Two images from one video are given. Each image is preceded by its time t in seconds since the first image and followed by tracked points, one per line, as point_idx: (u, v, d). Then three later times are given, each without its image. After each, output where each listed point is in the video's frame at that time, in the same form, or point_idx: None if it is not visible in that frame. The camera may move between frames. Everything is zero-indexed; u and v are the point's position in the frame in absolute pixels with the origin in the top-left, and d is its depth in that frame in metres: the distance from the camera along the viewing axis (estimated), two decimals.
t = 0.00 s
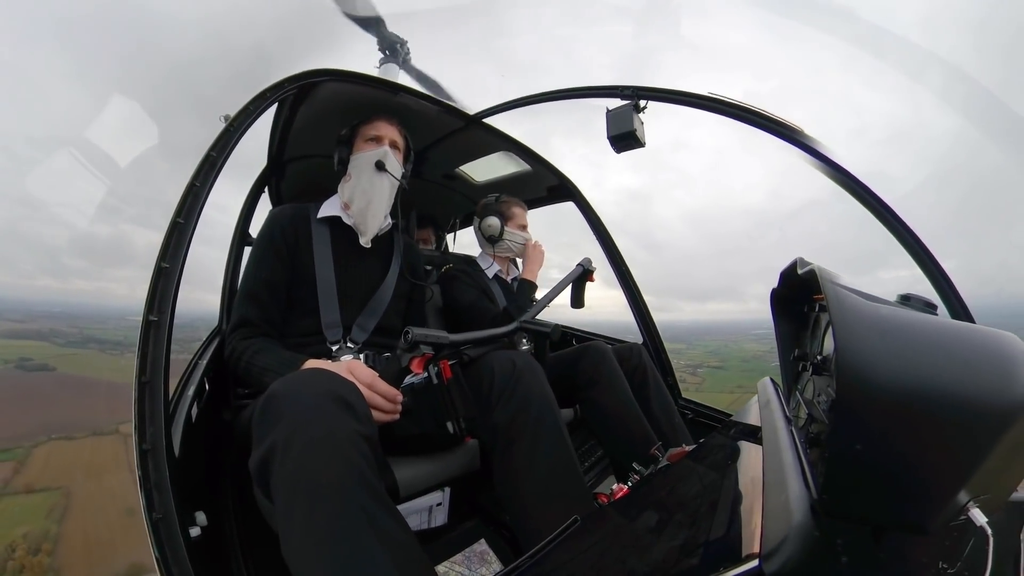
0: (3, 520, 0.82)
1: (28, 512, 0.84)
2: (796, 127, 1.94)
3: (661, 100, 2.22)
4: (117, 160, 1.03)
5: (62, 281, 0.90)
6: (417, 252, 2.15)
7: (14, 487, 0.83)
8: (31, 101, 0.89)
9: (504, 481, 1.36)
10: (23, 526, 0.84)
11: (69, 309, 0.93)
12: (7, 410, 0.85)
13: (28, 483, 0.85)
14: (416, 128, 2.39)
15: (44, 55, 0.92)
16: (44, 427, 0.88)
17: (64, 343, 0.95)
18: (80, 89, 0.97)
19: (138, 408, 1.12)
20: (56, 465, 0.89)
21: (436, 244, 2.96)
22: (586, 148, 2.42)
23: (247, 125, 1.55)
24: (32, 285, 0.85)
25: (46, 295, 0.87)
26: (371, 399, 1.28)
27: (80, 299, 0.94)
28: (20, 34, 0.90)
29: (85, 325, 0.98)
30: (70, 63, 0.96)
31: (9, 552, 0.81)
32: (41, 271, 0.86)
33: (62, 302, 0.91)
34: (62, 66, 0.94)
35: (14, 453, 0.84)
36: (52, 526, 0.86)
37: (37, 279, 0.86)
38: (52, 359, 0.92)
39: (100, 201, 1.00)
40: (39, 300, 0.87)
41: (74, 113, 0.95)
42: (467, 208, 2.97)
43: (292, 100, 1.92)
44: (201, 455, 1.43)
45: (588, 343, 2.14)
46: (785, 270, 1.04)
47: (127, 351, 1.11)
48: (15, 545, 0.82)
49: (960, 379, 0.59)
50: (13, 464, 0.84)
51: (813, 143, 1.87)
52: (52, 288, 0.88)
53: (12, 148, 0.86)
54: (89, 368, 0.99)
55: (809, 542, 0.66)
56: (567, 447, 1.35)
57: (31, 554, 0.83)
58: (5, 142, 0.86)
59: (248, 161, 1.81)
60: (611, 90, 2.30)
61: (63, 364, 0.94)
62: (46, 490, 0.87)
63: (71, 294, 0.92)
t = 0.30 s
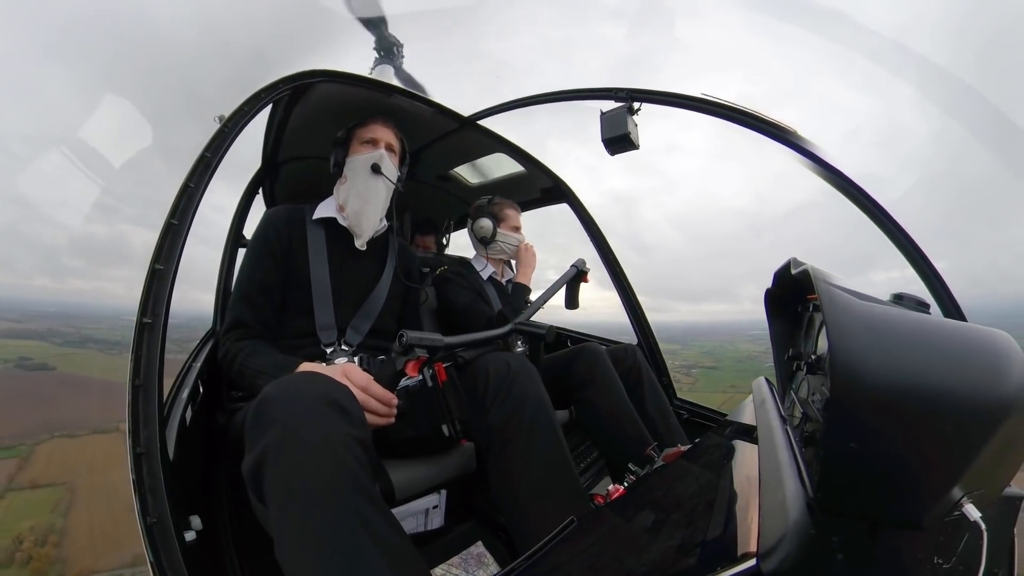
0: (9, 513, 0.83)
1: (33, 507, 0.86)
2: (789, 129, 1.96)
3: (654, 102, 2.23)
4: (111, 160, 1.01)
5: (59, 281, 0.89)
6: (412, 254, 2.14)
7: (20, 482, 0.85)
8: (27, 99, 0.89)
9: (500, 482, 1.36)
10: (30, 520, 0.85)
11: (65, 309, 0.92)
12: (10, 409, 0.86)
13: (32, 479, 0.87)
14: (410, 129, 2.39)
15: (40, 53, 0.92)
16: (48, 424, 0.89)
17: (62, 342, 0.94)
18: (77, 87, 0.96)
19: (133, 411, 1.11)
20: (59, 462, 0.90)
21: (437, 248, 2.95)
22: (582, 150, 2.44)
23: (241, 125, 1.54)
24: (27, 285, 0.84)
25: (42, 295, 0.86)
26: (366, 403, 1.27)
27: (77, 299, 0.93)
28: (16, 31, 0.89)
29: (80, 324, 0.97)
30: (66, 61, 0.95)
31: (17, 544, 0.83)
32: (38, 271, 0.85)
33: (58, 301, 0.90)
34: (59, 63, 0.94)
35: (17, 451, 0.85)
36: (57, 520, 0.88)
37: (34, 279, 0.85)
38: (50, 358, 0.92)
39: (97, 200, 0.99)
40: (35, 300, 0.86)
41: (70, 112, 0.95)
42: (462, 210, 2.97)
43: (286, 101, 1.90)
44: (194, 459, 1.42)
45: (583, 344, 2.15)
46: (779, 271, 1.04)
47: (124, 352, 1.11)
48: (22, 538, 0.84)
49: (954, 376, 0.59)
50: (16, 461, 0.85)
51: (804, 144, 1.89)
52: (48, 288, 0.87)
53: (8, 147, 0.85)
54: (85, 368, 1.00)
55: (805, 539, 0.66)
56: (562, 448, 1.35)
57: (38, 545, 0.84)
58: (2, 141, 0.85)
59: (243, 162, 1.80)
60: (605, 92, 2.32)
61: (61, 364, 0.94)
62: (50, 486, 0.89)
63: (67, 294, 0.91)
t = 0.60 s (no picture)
0: (16, 506, 0.86)
1: (39, 500, 0.88)
2: (786, 133, 1.96)
3: (651, 105, 2.24)
4: (112, 160, 1.02)
5: (58, 278, 0.88)
6: (411, 257, 2.14)
7: (26, 476, 0.87)
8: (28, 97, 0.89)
9: (498, 485, 1.35)
10: (36, 512, 0.88)
11: (64, 308, 0.91)
12: (11, 406, 0.87)
13: (38, 473, 0.88)
14: (409, 132, 2.39)
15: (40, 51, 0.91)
16: (49, 421, 0.90)
17: (61, 340, 0.94)
18: (78, 85, 0.96)
19: (128, 412, 1.10)
20: (62, 457, 0.91)
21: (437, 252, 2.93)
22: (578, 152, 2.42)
23: (241, 126, 1.54)
24: (25, 282, 0.84)
25: (39, 292, 0.86)
26: (364, 405, 1.27)
27: (75, 297, 0.92)
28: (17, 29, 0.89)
29: (78, 322, 0.97)
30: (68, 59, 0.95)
31: (25, 535, 0.85)
32: (36, 268, 0.85)
33: (55, 300, 0.89)
34: (62, 62, 0.94)
35: (21, 445, 0.87)
36: (63, 512, 0.90)
37: (32, 276, 0.85)
38: (51, 356, 0.92)
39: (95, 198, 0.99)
40: (32, 297, 0.86)
41: (70, 110, 0.95)
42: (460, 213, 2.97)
43: (285, 102, 1.90)
44: (190, 461, 1.41)
45: (580, 348, 2.14)
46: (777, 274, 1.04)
47: (119, 349, 1.10)
48: (30, 528, 0.86)
49: (951, 379, 0.59)
50: (21, 456, 0.87)
51: (800, 147, 1.90)
52: (46, 286, 0.87)
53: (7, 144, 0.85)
54: (83, 366, 0.99)
55: (802, 542, 0.66)
56: (560, 451, 1.35)
57: (46, 535, 0.87)
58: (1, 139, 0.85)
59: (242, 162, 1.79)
60: (603, 96, 2.33)
61: (62, 362, 0.94)
62: (55, 480, 0.90)
63: (66, 292, 0.90)
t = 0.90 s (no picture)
0: (20, 502, 0.84)
1: (42, 493, 0.86)
2: (788, 140, 1.97)
3: (655, 112, 2.25)
4: (114, 153, 1.03)
5: (54, 275, 0.88)
6: (411, 259, 2.14)
7: (30, 470, 0.85)
8: (29, 93, 0.89)
9: (494, 489, 1.35)
10: (40, 506, 0.86)
11: (61, 305, 0.91)
12: (9, 406, 0.84)
13: (42, 467, 0.87)
14: (412, 134, 2.40)
15: (45, 48, 0.92)
16: (53, 418, 0.89)
17: (60, 337, 0.93)
18: (80, 83, 0.96)
19: (125, 407, 1.10)
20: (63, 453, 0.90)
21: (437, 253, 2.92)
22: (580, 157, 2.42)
23: (244, 124, 1.55)
24: (22, 280, 0.84)
25: (35, 290, 0.85)
26: (359, 406, 1.26)
27: (71, 295, 0.92)
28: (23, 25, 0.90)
29: (76, 319, 0.96)
30: (71, 57, 0.95)
31: (31, 526, 0.84)
32: (31, 265, 0.85)
33: (50, 297, 0.88)
34: (64, 59, 0.94)
35: (27, 442, 0.85)
36: (67, 504, 0.89)
37: (29, 273, 0.84)
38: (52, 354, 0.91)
39: (92, 195, 0.99)
40: (29, 295, 0.85)
41: (70, 107, 0.95)
42: (461, 216, 2.97)
43: (289, 102, 1.91)
44: (186, 458, 1.41)
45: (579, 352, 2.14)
46: (777, 281, 1.04)
47: (116, 346, 1.10)
48: (36, 521, 0.84)
49: (948, 387, 0.59)
50: (24, 453, 0.85)
51: (801, 155, 1.91)
52: (44, 283, 0.87)
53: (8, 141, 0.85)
54: (80, 363, 0.98)
55: (799, 550, 0.66)
56: (556, 455, 1.34)
57: (52, 526, 0.85)
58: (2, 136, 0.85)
59: (244, 161, 1.79)
60: (606, 101, 2.33)
61: (60, 359, 0.93)
62: (59, 474, 0.89)
63: (63, 289, 0.90)
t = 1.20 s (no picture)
0: (27, 497, 0.85)
1: (49, 488, 0.88)
2: (787, 144, 1.98)
3: (656, 114, 2.24)
4: (113, 153, 1.03)
5: (51, 275, 0.87)
6: (409, 259, 2.14)
7: (36, 466, 0.87)
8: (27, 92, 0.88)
9: (491, 490, 1.35)
10: (47, 499, 0.88)
11: (59, 304, 0.90)
12: (10, 406, 0.85)
13: (46, 463, 0.88)
14: (412, 134, 2.40)
15: (44, 47, 0.92)
16: (54, 417, 0.90)
17: (57, 337, 0.91)
18: (79, 82, 0.96)
19: (121, 406, 1.10)
20: (61, 451, 0.91)
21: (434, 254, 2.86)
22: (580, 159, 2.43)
23: (243, 124, 1.55)
24: (20, 279, 0.83)
25: (33, 289, 0.85)
26: (355, 406, 1.26)
27: (68, 294, 0.91)
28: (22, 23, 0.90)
29: (72, 317, 0.95)
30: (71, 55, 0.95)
31: (39, 519, 0.86)
32: (27, 265, 0.84)
33: (49, 296, 0.88)
34: (63, 58, 0.94)
35: (30, 439, 0.86)
36: (72, 498, 0.92)
37: (26, 272, 0.84)
38: (49, 353, 0.90)
39: (90, 195, 0.98)
40: (24, 294, 0.84)
41: (66, 104, 0.94)
42: (460, 217, 2.98)
43: (290, 101, 1.91)
44: (183, 458, 1.41)
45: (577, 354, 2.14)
46: (776, 284, 1.05)
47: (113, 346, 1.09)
48: (44, 514, 0.86)
49: (944, 390, 0.59)
50: (29, 450, 0.86)
51: (799, 157, 1.92)
52: (41, 282, 0.86)
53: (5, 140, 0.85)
54: (77, 362, 0.97)
55: (796, 552, 0.66)
56: (553, 457, 1.34)
57: (59, 519, 0.88)
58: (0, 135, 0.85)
59: (244, 160, 1.79)
60: (607, 104, 2.32)
61: (58, 358, 0.92)
62: (62, 471, 0.91)
63: (60, 288, 0.90)
